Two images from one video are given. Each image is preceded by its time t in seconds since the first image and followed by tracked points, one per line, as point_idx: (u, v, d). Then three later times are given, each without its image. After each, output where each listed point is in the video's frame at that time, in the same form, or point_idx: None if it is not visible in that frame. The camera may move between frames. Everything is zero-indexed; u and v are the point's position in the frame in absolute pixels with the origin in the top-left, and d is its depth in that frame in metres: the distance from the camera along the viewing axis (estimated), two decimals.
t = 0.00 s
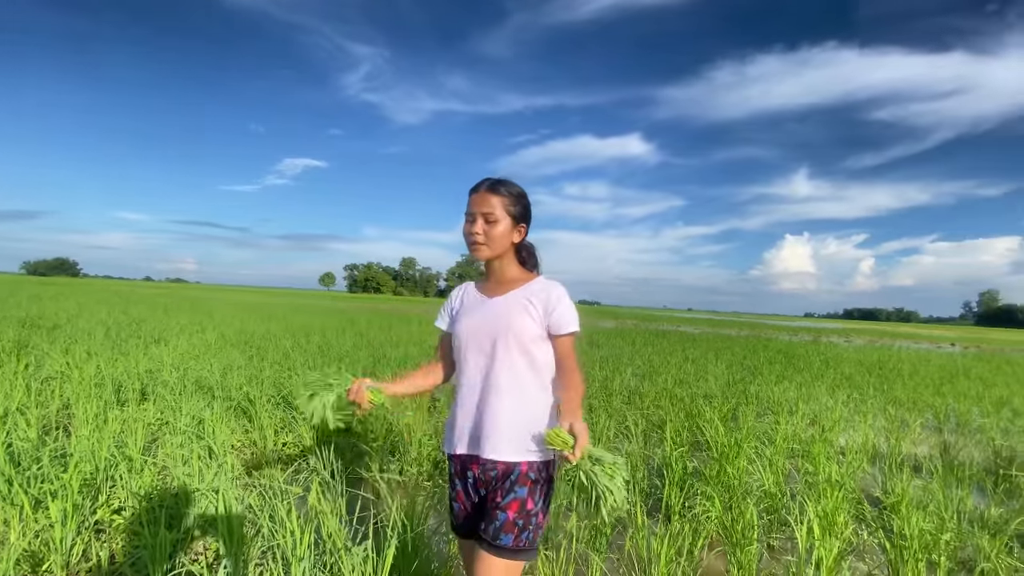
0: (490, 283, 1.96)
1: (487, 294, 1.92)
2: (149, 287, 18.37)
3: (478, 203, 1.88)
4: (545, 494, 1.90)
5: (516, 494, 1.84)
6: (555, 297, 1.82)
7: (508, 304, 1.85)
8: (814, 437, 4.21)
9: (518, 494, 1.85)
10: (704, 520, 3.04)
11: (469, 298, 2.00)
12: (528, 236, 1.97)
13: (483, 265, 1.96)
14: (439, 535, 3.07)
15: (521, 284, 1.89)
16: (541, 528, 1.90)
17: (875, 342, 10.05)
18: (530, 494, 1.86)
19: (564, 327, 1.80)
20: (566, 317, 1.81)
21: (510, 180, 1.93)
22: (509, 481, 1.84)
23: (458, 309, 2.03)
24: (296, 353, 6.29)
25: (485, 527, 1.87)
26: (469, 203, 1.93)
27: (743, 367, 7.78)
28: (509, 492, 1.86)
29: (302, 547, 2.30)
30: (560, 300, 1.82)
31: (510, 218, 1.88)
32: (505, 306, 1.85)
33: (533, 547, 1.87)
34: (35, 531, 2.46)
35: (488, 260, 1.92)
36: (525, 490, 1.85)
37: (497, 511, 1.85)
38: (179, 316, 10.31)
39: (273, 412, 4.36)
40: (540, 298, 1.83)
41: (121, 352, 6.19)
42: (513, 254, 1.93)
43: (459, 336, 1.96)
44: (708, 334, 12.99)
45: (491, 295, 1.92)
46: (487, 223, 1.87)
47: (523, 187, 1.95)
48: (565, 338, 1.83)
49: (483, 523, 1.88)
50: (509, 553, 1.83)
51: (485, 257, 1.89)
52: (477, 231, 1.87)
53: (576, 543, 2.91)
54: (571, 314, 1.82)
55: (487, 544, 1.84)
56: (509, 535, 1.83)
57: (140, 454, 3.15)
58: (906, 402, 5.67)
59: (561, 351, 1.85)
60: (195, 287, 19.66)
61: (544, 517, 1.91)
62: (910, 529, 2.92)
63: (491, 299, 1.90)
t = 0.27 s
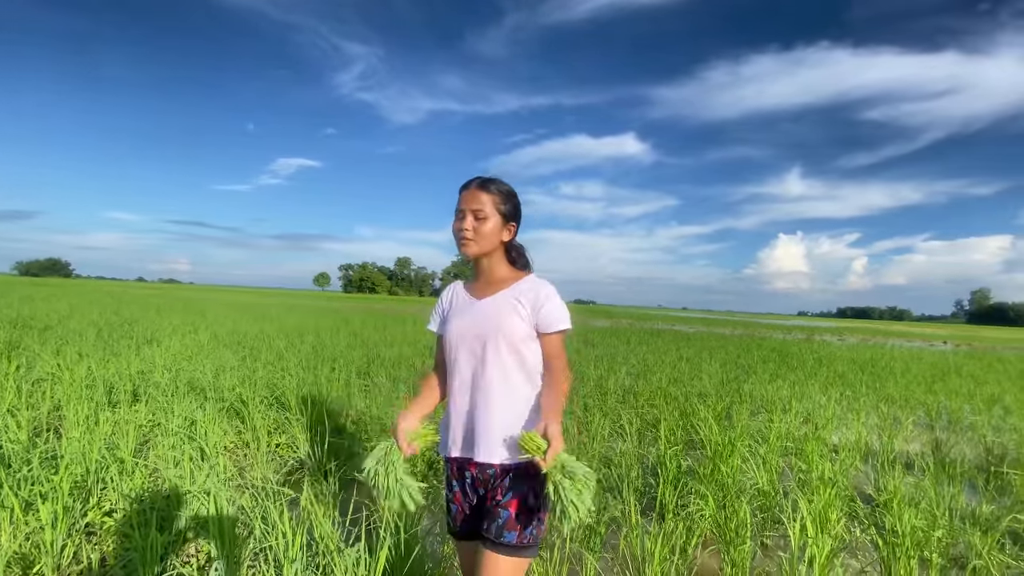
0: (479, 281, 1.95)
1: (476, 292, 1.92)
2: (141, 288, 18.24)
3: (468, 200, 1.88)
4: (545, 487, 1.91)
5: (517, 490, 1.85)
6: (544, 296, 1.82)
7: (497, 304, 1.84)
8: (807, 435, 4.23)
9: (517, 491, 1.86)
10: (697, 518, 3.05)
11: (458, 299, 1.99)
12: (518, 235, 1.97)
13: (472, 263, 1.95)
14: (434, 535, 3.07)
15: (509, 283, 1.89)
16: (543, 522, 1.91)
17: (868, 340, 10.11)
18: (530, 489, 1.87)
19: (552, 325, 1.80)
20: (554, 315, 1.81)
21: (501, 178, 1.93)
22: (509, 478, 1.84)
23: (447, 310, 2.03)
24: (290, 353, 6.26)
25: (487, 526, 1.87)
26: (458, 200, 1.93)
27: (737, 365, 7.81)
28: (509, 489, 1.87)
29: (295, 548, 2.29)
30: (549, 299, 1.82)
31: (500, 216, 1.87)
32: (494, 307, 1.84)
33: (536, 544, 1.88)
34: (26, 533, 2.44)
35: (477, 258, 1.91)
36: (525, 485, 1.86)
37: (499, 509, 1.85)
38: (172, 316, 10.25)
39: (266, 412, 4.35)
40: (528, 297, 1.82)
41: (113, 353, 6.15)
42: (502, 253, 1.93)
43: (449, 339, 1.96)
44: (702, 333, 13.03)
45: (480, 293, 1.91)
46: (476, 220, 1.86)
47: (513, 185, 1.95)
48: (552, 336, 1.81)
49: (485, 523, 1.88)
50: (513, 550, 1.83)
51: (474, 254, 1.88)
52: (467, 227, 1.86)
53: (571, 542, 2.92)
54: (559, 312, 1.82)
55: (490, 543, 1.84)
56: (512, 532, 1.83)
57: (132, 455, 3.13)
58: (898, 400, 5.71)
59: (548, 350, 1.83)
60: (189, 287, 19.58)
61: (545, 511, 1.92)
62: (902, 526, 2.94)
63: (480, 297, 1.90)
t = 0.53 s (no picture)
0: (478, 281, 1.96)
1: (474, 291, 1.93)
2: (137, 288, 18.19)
3: (467, 198, 1.89)
4: (543, 489, 1.90)
5: (514, 495, 1.83)
6: (537, 296, 1.81)
7: (491, 306, 1.85)
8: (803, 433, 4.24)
9: (514, 495, 1.84)
10: (694, 517, 3.05)
11: (454, 300, 2.01)
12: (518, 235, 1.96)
13: (473, 262, 1.96)
14: (431, 535, 3.07)
15: (507, 282, 1.89)
16: (543, 523, 1.90)
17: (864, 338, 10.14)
18: (527, 492, 1.85)
19: (543, 324, 1.78)
20: (546, 314, 1.79)
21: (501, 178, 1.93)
22: (504, 483, 1.83)
23: (443, 311, 2.04)
24: (286, 354, 6.25)
25: (486, 531, 1.87)
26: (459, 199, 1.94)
27: (734, 364, 7.82)
28: (505, 493, 1.85)
29: (291, 548, 2.29)
30: (542, 298, 1.81)
31: (499, 215, 1.87)
32: (488, 307, 1.85)
33: (537, 546, 1.87)
34: (20, 535, 2.43)
35: (475, 257, 1.92)
36: (522, 489, 1.85)
37: (497, 514, 1.84)
38: (168, 317, 10.22)
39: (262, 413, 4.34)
40: (523, 296, 1.82)
41: (108, 354, 6.12)
42: (501, 252, 1.93)
43: (444, 341, 1.97)
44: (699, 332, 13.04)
45: (477, 292, 1.92)
46: (474, 218, 1.87)
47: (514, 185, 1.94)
48: (541, 335, 1.78)
49: (484, 527, 1.88)
50: (514, 553, 1.83)
51: (471, 253, 1.88)
52: (464, 225, 1.87)
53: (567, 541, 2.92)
54: (552, 311, 1.80)
55: (491, 547, 1.84)
56: (511, 536, 1.83)
57: (127, 457, 3.12)
58: (894, 398, 5.73)
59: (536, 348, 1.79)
60: (185, 288, 19.54)
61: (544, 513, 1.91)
62: (897, 524, 2.95)
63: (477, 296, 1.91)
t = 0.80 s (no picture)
0: (484, 277, 1.98)
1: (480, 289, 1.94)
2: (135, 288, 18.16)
3: (474, 194, 1.87)
4: (543, 491, 1.89)
5: (514, 498, 1.82)
6: (541, 293, 1.81)
7: (497, 303, 1.86)
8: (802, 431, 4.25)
9: (515, 499, 1.83)
10: (694, 514, 3.05)
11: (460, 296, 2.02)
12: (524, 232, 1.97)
13: (479, 258, 1.96)
14: (431, 533, 3.07)
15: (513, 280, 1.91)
16: (544, 525, 1.89)
17: (862, 335, 10.16)
18: (528, 495, 1.84)
19: (542, 321, 1.76)
20: (546, 311, 1.78)
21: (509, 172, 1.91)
22: (505, 487, 1.82)
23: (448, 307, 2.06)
24: (285, 353, 6.23)
25: (487, 536, 1.86)
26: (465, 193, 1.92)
27: (733, 362, 7.82)
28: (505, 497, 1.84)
29: (291, 547, 2.28)
30: (545, 296, 1.80)
31: (506, 212, 1.86)
32: (492, 304, 1.87)
33: (539, 549, 1.86)
34: (18, 536, 2.42)
35: (482, 253, 1.92)
36: (522, 492, 1.84)
37: (497, 519, 1.83)
38: (166, 317, 10.19)
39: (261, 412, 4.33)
40: (527, 294, 1.82)
41: (106, 354, 6.10)
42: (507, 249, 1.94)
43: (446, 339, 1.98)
44: (698, 331, 13.06)
45: (483, 289, 1.93)
46: (481, 214, 1.86)
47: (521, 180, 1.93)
48: (539, 332, 1.76)
49: (485, 532, 1.86)
50: (515, 558, 1.82)
51: (477, 250, 1.88)
52: (472, 221, 1.86)
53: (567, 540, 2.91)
54: (553, 309, 1.79)
55: (492, 553, 1.82)
56: (513, 540, 1.81)
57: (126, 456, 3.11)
58: (892, 395, 5.74)
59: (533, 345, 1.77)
60: (183, 288, 19.50)
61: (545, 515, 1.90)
62: (897, 520, 2.95)
63: (483, 294, 1.93)
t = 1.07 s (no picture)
0: (486, 275, 1.96)
1: (484, 286, 1.93)
2: (136, 288, 18.19)
3: (483, 190, 1.86)
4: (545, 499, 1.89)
5: (518, 508, 1.81)
6: (546, 295, 1.81)
7: (500, 302, 1.84)
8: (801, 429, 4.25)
9: (519, 508, 1.82)
10: (693, 512, 3.05)
11: (459, 294, 2.00)
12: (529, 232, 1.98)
13: (482, 256, 1.95)
14: (430, 533, 3.07)
15: (518, 279, 1.91)
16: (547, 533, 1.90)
17: (862, 334, 10.16)
18: (531, 505, 1.84)
19: (547, 322, 1.77)
20: (551, 313, 1.78)
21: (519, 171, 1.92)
22: (508, 497, 1.81)
23: (447, 305, 2.04)
24: (285, 353, 6.23)
25: (490, 546, 1.86)
26: (473, 189, 1.92)
27: (733, 361, 7.83)
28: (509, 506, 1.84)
29: (291, 547, 2.28)
30: (550, 298, 1.80)
31: (516, 211, 1.88)
32: (495, 303, 1.85)
33: (543, 557, 1.87)
34: (17, 536, 2.42)
35: (488, 251, 1.91)
36: (526, 502, 1.83)
37: (501, 529, 1.83)
38: (165, 317, 10.19)
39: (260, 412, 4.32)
40: (533, 295, 1.82)
41: (105, 354, 6.10)
42: (512, 249, 1.94)
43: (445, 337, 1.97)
44: (697, 330, 13.07)
45: (485, 288, 1.90)
46: (490, 212, 1.85)
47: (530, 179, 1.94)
48: (543, 334, 1.76)
49: (488, 542, 1.86)
50: (520, 567, 1.82)
51: (485, 247, 1.87)
52: (481, 218, 1.85)
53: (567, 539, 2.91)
54: (558, 311, 1.79)
55: (496, 563, 1.82)
56: (517, 550, 1.81)
57: (125, 456, 3.11)
58: (891, 394, 5.74)
59: (537, 346, 1.77)
60: (183, 288, 19.51)
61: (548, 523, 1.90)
62: (896, 518, 2.95)
63: (487, 292, 1.91)
